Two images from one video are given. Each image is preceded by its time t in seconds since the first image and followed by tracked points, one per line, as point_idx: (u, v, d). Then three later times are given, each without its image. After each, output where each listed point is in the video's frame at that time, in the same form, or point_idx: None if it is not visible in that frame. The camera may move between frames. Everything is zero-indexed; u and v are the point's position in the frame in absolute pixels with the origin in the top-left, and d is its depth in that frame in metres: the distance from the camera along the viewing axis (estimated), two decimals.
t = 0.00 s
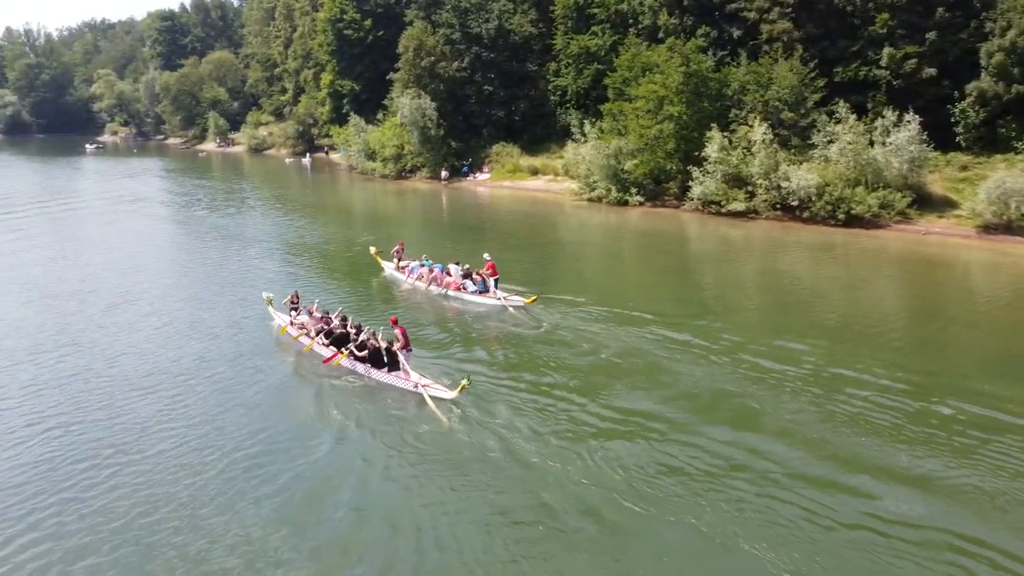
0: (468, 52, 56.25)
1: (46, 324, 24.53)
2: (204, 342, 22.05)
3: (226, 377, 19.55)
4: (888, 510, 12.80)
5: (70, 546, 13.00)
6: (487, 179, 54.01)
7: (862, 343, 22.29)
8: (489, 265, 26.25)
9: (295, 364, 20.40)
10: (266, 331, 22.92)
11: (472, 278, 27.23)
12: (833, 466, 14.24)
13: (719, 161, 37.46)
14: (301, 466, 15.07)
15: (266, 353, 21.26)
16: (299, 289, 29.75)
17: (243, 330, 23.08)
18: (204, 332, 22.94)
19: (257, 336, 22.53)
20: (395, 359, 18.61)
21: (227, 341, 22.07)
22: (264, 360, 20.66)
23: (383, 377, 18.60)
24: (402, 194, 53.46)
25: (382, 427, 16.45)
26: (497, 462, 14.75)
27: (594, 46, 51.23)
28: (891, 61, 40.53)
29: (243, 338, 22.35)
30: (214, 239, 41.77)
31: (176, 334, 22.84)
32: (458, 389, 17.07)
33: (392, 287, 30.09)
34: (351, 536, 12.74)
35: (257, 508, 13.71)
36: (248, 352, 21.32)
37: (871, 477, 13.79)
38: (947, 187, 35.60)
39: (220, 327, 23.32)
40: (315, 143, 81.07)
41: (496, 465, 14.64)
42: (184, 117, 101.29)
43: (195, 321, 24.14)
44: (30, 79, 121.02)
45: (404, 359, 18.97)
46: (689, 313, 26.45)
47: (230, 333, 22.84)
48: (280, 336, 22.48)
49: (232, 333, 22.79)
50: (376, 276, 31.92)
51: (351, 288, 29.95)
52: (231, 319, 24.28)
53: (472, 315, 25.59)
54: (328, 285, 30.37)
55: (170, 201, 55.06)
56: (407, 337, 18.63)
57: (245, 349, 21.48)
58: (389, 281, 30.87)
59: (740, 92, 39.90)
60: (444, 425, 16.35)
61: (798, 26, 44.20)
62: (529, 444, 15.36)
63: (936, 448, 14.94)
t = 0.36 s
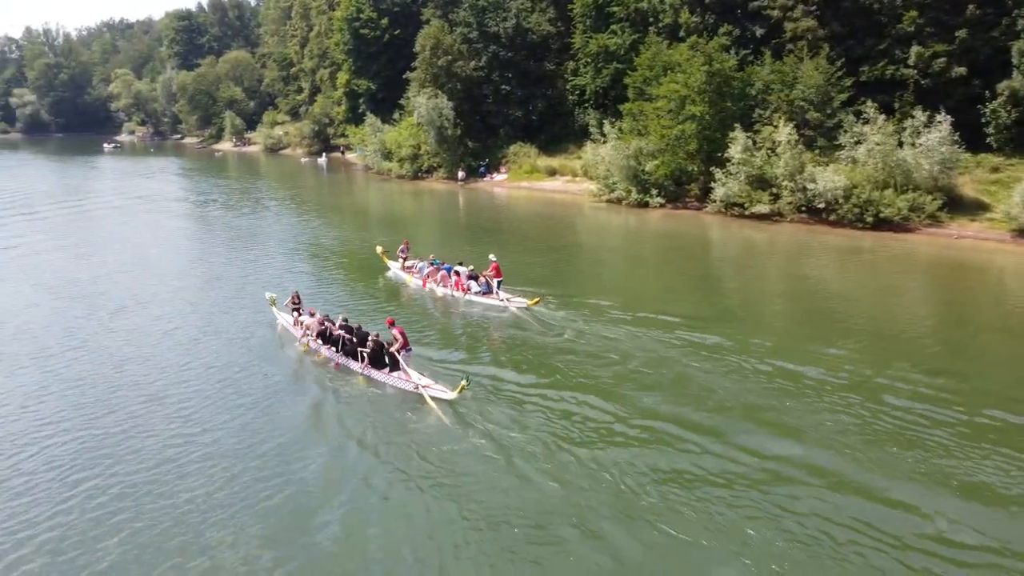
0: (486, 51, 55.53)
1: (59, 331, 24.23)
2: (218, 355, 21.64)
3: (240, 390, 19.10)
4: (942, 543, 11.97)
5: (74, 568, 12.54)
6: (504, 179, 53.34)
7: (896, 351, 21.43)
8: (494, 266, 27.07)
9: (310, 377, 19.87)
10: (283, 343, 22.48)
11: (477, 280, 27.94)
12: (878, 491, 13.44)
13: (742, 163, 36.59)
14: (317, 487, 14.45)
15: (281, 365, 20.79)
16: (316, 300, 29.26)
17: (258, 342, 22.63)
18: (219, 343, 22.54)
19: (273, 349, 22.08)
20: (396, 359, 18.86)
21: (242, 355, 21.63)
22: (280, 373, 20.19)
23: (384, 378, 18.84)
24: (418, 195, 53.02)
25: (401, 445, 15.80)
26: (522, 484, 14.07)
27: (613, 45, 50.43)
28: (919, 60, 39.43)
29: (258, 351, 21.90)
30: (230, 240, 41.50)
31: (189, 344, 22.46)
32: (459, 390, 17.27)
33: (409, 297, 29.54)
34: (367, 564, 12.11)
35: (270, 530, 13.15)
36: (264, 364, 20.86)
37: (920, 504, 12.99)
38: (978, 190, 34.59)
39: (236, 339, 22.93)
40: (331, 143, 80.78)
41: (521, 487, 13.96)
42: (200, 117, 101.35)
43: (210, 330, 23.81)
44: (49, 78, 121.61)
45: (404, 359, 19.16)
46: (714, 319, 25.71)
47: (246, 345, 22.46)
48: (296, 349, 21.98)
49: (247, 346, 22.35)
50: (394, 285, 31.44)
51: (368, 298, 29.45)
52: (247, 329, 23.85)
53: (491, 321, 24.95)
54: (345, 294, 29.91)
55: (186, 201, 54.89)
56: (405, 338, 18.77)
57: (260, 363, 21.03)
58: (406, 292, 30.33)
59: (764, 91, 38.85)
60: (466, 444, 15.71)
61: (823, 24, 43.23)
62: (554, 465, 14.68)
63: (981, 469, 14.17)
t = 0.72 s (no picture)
0: (507, 50, 54.91)
1: (75, 337, 23.86)
2: (236, 365, 21.13)
3: (258, 403, 18.55)
4: None
5: None
6: (524, 180, 52.56)
7: (938, 361, 20.46)
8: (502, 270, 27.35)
9: (331, 390, 19.24)
10: (302, 355, 21.89)
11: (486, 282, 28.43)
12: (934, 518, 12.58)
13: (770, 164, 35.60)
14: (339, 510, 13.78)
15: (300, 378, 20.20)
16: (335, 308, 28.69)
17: (277, 353, 22.07)
18: (237, 354, 22.03)
19: (292, 361, 21.48)
20: (398, 362, 19.06)
21: (261, 366, 21.09)
22: (300, 386, 19.61)
23: (389, 382, 19.02)
24: (438, 195, 52.50)
25: (426, 465, 15.11)
26: (555, 509, 13.32)
27: (637, 43, 49.49)
28: (953, 58, 37.93)
29: (277, 362, 21.35)
30: (248, 241, 41.14)
31: (207, 354, 22.00)
32: (460, 394, 17.36)
33: (430, 306, 28.89)
34: None
35: (288, 554, 12.53)
36: (282, 377, 20.29)
37: (978, 531, 12.16)
38: (1017, 192, 33.39)
39: (255, 349, 22.41)
40: (350, 143, 80.47)
41: (552, 511, 13.26)
42: (220, 116, 101.35)
43: (229, 339, 23.34)
44: (71, 78, 122.26)
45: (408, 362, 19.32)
46: (746, 326, 24.89)
47: (266, 355, 21.93)
48: (315, 361, 21.39)
49: (266, 357, 21.81)
50: (414, 293, 30.80)
51: (389, 306, 28.86)
52: (266, 339, 23.32)
53: (515, 327, 24.24)
54: (365, 301, 29.33)
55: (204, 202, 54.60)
56: (406, 340, 18.94)
57: (279, 374, 20.45)
58: (426, 300, 29.69)
59: (794, 90, 37.68)
60: (494, 464, 14.98)
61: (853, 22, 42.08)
62: (587, 488, 13.92)
63: None
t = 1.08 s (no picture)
0: (529, 49, 54.09)
1: (93, 343, 23.41)
2: (256, 374, 20.53)
3: (279, 415, 17.96)
4: None
5: None
6: (546, 181, 51.80)
7: (989, 373, 19.51)
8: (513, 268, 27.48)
9: (354, 402, 18.56)
10: (324, 364, 21.25)
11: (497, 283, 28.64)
12: (1002, 553, 11.75)
13: (802, 165, 34.59)
14: (368, 537, 13.10)
15: (322, 389, 19.53)
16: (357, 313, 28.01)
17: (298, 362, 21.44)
18: (258, 362, 21.42)
19: (314, 370, 20.83)
20: (405, 364, 19.12)
21: (282, 375, 20.47)
22: (323, 397, 18.95)
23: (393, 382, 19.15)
24: (458, 196, 51.89)
25: (457, 487, 14.40)
26: (596, 540, 12.56)
27: (662, 42, 48.50)
28: (990, 56, 36.17)
29: (298, 372, 20.71)
30: (268, 243, 40.70)
31: (226, 362, 21.43)
32: (463, 398, 17.43)
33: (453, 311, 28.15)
34: None
35: None
36: (304, 387, 19.66)
37: None
38: None
39: (275, 358, 21.79)
40: (370, 142, 80.09)
41: (589, 538, 12.63)
42: (239, 116, 101.48)
43: (249, 346, 22.79)
44: (93, 78, 122.81)
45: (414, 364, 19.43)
46: (781, 333, 24.06)
47: (286, 364, 21.30)
48: (337, 370, 20.73)
49: (287, 366, 21.18)
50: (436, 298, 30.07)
51: (411, 312, 28.17)
52: (287, 346, 22.70)
53: (543, 334, 23.47)
54: (387, 307, 28.65)
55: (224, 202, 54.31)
56: (415, 342, 19.02)
57: (301, 384, 19.81)
58: (449, 305, 28.97)
59: (826, 90, 36.55)
60: (528, 489, 14.24)
61: (887, 19, 40.67)
62: (630, 517, 13.14)
63: None
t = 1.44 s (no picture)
0: (550, 48, 53.16)
1: (106, 350, 22.87)
2: (273, 386, 19.89)
3: (297, 430, 17.29)
4: None
5: None
6: (568, 182, 50.95)
7: None
8: (526, 270, 27.43)
9: (374, 417, 17.85)
10: (343, 375, 20.54)
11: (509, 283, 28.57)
12: None
13: (834, 166, 33.53)
14: (391, 568, 12.36)
15: (341, 402, 18.81)
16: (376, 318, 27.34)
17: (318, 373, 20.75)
18: (275, 373, 20.76)
19: (333, 381, 20.14)
20: (414, 365, 19.14)
21: (301, 387, 19.81)
22: (342, 411, 18.24)
23: (403, 384, 19.07)
24: (477, 197, 51.18)
25: (485, 513, 13.65)
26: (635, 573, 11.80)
27: (686, 40, 47.43)
28: None
29: (316, 384, 20.00)
30: (286, 244, 40.16)
31: (242, 373, 20.77)
32: (473, 399, 17.33)
33: (475, 316, 27.44)
34: None
35: None
36: (323, 400, 18.97)
37: None
38: None
39: (293, 368, 21.12)
40: (388, 142, 79.59)
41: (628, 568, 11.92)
42: (258, 115, 101.65)
43: (266, 356, 22.15)
44: (113, 77, 123.12)
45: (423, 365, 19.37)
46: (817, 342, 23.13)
47: (305, 375, 20.62)
48: (358, 382, 20.07)
49: (304, 377, 20.50)
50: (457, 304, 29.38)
51: (432, 318, 27.48)
52: (306, 357, 22.02)
53: (569, 343, 22.68)
54: (408, 312, 27.98)
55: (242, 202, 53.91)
56: (423, 343, 19.08)
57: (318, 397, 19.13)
58: (470, 311, 28.26)
59: (859, 89, 35.43)
60: (561, 516, 13.41)
61: (921, 16, 39.50)
62: (670, 551, 12.32)
63: None
